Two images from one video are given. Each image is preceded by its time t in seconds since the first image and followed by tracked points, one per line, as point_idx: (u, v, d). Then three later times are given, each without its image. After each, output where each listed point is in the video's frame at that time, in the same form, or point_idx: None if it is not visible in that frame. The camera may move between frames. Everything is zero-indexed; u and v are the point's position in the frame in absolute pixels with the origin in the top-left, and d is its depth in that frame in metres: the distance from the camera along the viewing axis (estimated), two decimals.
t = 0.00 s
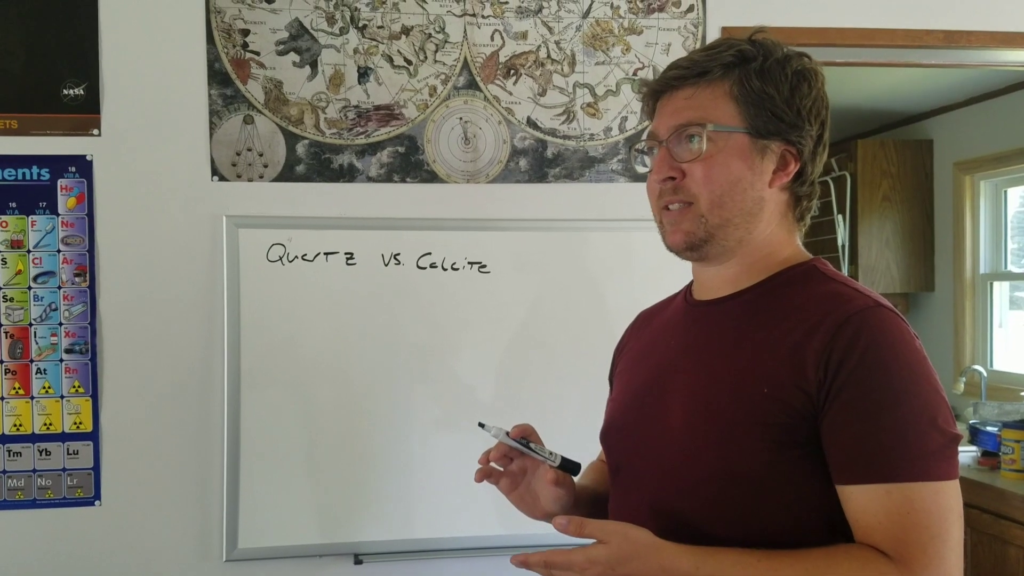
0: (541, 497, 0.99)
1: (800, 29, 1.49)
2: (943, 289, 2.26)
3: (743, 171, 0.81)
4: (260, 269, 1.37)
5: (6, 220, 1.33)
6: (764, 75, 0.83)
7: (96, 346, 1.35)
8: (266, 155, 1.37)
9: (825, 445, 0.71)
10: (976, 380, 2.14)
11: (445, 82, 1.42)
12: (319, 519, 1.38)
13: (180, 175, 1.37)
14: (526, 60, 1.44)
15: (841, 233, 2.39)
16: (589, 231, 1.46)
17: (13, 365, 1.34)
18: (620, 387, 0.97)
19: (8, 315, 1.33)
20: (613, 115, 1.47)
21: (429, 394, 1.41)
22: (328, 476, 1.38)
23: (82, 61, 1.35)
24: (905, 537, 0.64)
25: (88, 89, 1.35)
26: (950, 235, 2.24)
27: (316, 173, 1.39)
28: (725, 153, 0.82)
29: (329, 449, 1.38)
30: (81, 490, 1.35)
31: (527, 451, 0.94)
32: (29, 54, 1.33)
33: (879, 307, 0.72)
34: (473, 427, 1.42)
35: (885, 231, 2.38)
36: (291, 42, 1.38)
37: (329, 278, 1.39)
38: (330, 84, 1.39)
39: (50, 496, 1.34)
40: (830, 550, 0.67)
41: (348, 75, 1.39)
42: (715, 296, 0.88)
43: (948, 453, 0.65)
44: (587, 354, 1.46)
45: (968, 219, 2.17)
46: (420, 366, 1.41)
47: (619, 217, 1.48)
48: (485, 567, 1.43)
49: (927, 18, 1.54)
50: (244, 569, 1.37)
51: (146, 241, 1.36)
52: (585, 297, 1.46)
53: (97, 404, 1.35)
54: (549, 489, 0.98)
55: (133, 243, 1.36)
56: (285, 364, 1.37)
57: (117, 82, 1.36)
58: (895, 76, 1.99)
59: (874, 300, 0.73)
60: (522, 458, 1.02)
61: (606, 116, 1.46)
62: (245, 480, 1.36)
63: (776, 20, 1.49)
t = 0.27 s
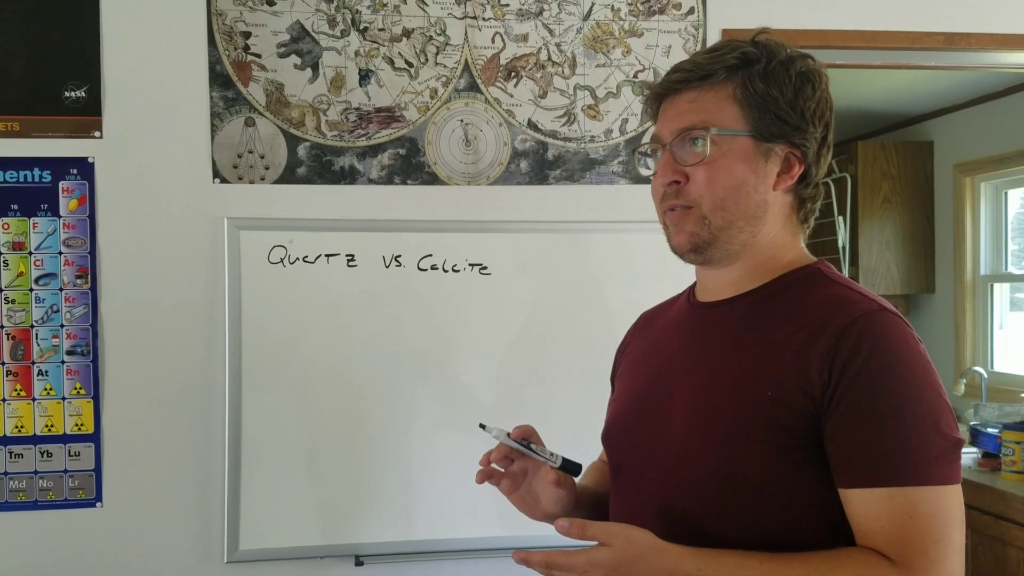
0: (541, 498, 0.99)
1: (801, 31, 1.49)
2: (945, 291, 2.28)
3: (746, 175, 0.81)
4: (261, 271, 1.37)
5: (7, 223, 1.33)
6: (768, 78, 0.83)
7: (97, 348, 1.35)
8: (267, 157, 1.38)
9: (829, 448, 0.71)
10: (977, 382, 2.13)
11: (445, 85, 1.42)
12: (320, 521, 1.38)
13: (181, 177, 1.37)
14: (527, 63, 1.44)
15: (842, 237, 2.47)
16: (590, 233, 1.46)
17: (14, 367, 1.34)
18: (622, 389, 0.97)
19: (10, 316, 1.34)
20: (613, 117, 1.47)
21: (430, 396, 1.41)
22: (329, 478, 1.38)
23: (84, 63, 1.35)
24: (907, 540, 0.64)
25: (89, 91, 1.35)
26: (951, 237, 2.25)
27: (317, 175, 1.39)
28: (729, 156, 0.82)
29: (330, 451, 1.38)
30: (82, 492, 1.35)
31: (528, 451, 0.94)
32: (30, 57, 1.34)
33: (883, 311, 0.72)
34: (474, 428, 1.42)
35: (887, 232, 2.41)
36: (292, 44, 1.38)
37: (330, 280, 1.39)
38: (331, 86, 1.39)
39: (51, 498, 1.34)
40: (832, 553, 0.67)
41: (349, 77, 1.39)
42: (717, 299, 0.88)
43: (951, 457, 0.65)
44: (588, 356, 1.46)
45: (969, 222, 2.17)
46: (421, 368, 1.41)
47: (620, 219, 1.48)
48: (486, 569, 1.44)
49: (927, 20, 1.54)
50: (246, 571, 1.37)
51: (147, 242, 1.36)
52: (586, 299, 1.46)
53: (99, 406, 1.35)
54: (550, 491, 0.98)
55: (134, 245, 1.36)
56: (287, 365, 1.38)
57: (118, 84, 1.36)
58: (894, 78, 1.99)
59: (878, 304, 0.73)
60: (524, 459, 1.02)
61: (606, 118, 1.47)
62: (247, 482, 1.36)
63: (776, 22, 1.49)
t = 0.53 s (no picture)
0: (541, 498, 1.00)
1: (802, 33, 1.50)
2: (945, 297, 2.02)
3: (749, 173, 0.82)
4: (263, 271, 1.37)
5: (9, 223, 1.34)
6: (777, 79, 0.83)
7: (100, 348, 1.36)
8: (269, 157, 1.38)
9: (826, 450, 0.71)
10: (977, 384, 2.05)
11: (447, 86, 1.42)
12: (321, 520, 1.38)
13: (183, 178, 1.37)
14: (528, 63, 1.44)
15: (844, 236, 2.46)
16: (591, 234, 1.46)
17: (17, 366, 1.34)
18: (621, 390, 0.97)
19: (12, 316, 1.34)
20: (614, 118, 1.47)
21: (431, 396, 1.41)
22: (331, 478, 1.38)
23: (87, 64, 1.35)
24: (902, 541, 0.64)
25: (92, 92, 1.35)
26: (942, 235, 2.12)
27: (318, 175, 1.39)
28: (733, 153, 0.82)
29: (332, 451, 1.38)
30: (84, 491, 1.35)
31: (534, 453, 0.95)
32: (33, 57, 1.34)
33: (882, 313, 0.72)
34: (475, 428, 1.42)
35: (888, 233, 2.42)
36: (294, 45, 1.38)
37: (331, 280, 1.39)
38: (333, 87, 1.39)
39: (53, 498, 1.35)
40: (828, 555, 0.67)
41: (351, 78, 1.40)
42: (717, 300, 0.88)
43: (948, 459, 0.65)
44: (588, 356, 1.46)
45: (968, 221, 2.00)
46: (423, 368, 1.41)
47: (621, 219, 1.48)
48: (487, 568, 1.44)
49: (928, 21, 1.54)
50: (247, 571, 1.38)
51: (149, 243, 1.37)
52: (587, 299, 1.46)
53: (101, 406, 1.36)
54: (552, 491, 0.99)
55: (136, 246, 1.36)
56: (289, 365, 1.38)
57: (121, 85, 1.36)
58: (894, 79, 1.99)
59: (876, 306, 0.73)
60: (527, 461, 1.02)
61: (607, 119, 1.47)
62: (248, 482, 1.36)
63: (777, 23, 1.49)
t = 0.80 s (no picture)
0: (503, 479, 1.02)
1: (804, 32, 1.49)
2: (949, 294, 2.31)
3: (740, 170, 0.82)
4: (265, 271, 1.38)
5: (12, 222, 1.34)
6: (766, 76, 0.83)
7: (102, 347, 1.36)
8: (271, 157, 1.38)
9: (829, 448, 0.71)
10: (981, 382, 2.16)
11: (449, 85, 1.43)
12: (324, 519, 1.38)
13: (186, 177, 1.38)
14: (530, 63, 1.44)
15: (845, 235, 2.44)
16: (593, 233, 1.46)
17: (20, 366, 1.35)
18: (622, 390, 0.97)
19: (15, 316, 1.34)
20: (616, 117, 1.47)
21: (434, 395, 1.41)
22: (333, 477, 1.39)
23: (89, 64, 1.35)
24: (912, 538, 0.64)
25: (94, 92, 1.36)
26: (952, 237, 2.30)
27: (320, 175, 1.39)
28: (723, 151, 0.83)
29: (334, 450, 1.39)
30: (87, 491, 1.36)
31: (485, 433, 0.98)
32: (35, 57, 1.34)
33: (882, 309, 0.72)
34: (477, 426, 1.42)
35: (890, 232, 2.42)
36: (297, 45, 1.38)
37: (333, 279, 1.40)
38: (335, 87, 1.39)
39: (56, 497, 1.35)
40: (835, 554, 0.67)
41: (353, 78, 1.40)
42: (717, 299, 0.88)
43: (951, 454, 0.65)
44: (591, 355, 1.46)
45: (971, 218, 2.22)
46: (425, 368, 1.41)
47: (623, 219, 1.48)
48: (489, 567, 1.44)
49: (930, 20, 1.54)
50: (250, 570, 1.38)
51: (152, 242, 1.37)
52: (589, 298, 1.47)
53: (104, 405, 1.36)
54: (512, 472, 1.00)
55: (139, 245, 1.37)
56: (291, 365, 1.38)
57: (123, 85, 1.37)
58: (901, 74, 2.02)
59: (876, 303, 0.73)
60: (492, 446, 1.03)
61: (610, 118, 1.47)
62: (251, 481, 1.37)
63: (779, 23, 1.49)
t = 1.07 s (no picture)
0: (512, 486, 1.01)
1: (805, 32, 1.49)
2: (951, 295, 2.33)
3: (735, 174, 0.82)
4: (267, 270, 1.38)
5: (14, 222, 1.34)
6: (753, 78, 0.83)
7: (104, 347, 1.36)
8: (273, 157, 1.38)
9: (832, 447, 0.71)
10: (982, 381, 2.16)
11: (450, 85, 1.43)
12: (325, 519, 1.38)
13: (188, 177, 1.38)
14: (531, 63, 1.44)
15: (846, 235, 2.50)
16: (595, 233, 1.46)
17: (22, 365, 1.35)
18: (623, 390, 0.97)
19: (17, 315, 1.34)
20: (618, 117, 1.47)
21: (435, 395, 1.41)
22: (335, 477, 1.39)
23: (90, 64, 1.36)
24: (918, 535, 0.64)
25: (96, 91, 1.36)
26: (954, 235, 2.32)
27: (322, 175, 1.39)
28: (716, 156, 0.82)
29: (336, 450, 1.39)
30: (88, 490, 1.36)
31: (493, 442, 0.98)
32: (37, 57, 1.34)
33: (882, 308, 0.72)
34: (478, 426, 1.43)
35: (891, 231, 2.46)
36: (298, 45, 1.39)
37: (335, 279, 1.40)
38: (336, 87, 1.40)
39: (58, 496, 1.35)
40: (842, 555, 0.67)
41: (354, 77, 1.40)
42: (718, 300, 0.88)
43: (955, 451, 0.65)
44: (592, 355, 1.46)
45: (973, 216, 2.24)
46: (426, 367, 1.41)
47: (625, 219, 1.48)
48: (491, 567, 1.44)
49: (932, 20, 1.54)
50: (251, 570, 1.38)
51: (154, 242, 1.37)
52: (591, 298, 1.47)
53: (105, 404, 1.36)
54: (521, 480, 0.99)
55: (141, 245, 1.37)
56: (293, 364, 1.38)
57: (124, 84, 1.37)
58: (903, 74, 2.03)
59: (876, 301, 0.73)
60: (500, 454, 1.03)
61: (611, 118, 1.47)
62: (252, 481, 1.37)
63: (780, 23, 1.49)
